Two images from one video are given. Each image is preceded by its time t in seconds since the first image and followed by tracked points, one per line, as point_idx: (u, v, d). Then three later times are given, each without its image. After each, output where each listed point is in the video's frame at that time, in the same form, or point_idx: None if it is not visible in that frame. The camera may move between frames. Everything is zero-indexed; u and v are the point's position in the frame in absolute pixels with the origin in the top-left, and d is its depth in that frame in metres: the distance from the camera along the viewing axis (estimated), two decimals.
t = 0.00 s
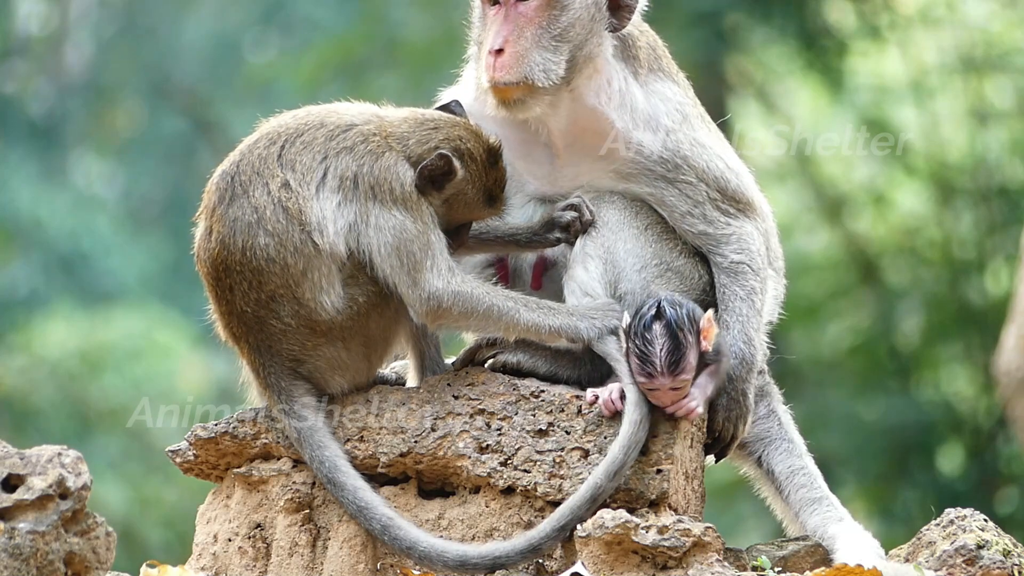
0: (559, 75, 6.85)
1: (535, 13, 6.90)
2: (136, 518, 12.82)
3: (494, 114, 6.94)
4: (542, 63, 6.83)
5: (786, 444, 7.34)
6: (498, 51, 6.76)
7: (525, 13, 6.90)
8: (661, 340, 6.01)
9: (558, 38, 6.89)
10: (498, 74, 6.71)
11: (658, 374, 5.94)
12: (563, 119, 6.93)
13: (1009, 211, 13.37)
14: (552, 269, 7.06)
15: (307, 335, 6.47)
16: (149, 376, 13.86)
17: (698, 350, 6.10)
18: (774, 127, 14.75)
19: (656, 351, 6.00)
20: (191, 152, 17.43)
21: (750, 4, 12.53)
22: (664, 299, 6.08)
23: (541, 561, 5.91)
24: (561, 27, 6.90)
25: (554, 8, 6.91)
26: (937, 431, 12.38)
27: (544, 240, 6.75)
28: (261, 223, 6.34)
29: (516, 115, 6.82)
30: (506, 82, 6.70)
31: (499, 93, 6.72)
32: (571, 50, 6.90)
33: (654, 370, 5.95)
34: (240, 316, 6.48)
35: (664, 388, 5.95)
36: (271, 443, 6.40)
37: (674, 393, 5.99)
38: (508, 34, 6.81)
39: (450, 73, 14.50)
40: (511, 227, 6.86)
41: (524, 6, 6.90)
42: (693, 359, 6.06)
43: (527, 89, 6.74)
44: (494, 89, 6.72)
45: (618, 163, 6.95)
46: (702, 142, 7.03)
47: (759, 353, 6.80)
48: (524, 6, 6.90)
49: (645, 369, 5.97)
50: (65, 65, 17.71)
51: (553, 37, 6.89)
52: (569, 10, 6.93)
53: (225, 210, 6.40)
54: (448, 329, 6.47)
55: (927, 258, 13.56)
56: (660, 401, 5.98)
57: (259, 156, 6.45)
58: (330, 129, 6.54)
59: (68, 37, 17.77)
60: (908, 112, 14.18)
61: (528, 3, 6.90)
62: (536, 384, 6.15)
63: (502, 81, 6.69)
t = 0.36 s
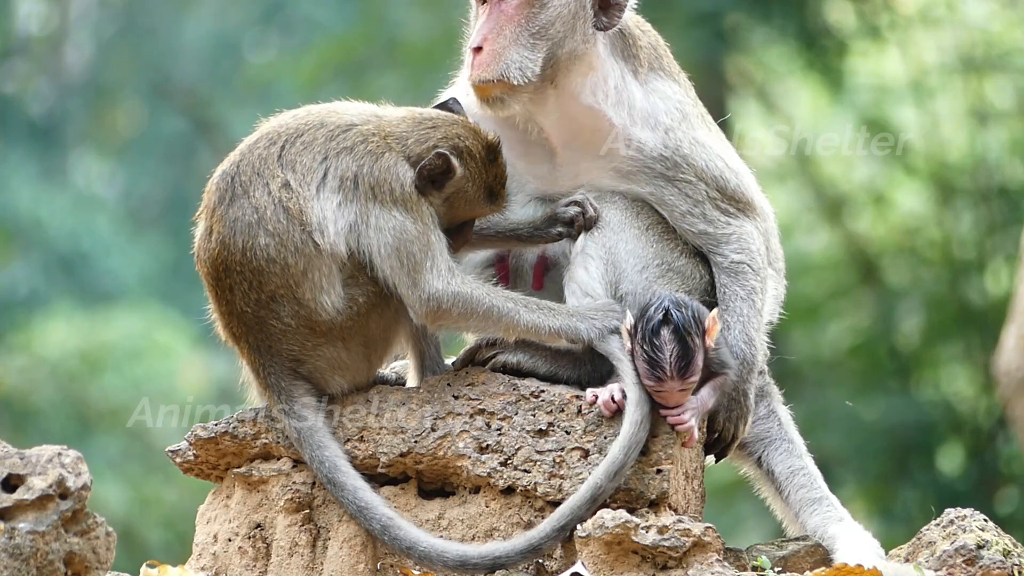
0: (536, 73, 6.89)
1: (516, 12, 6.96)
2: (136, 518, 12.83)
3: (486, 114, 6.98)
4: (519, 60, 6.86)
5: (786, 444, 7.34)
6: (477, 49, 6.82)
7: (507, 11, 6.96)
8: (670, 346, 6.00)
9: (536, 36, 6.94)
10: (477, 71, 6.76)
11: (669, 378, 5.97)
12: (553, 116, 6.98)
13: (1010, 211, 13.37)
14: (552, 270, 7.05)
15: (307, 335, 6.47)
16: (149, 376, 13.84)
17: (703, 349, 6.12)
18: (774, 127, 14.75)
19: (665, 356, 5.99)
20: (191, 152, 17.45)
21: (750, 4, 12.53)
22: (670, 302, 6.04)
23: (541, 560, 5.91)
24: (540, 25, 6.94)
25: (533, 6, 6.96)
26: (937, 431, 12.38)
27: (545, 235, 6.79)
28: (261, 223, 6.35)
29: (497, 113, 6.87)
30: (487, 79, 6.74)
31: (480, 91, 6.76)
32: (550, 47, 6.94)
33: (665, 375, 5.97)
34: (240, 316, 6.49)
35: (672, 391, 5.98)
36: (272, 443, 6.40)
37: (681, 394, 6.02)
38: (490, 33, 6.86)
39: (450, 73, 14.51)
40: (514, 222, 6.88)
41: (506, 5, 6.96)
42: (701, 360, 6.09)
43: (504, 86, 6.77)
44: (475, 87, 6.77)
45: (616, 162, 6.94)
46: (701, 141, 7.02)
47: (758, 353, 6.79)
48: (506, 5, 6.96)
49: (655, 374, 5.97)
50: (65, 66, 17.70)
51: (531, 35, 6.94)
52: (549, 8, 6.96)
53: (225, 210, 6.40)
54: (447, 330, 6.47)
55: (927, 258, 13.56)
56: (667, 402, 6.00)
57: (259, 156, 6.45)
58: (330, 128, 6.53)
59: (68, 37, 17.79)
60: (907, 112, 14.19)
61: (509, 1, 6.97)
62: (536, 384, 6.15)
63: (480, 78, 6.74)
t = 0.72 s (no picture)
0: (550, 76, 6.89)
1: (528, 14, 6.93)
2: (136, 518, 12.83)
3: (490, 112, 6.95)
4: (533, 63, 6.86)
5: (786, 444, 7.34)
6: (489, 52, 6.80)
7: (518, 12, 6.94)
8: (677, 350, 6.00)
9: (549, 38, 6.92)
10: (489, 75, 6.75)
11: (675, 384, 5.95)
12: (558, 117, 6.97)
13: (1010, 211, 13.36)
14: (552, 268, 7.04)
15: (306, 335, 6.47)
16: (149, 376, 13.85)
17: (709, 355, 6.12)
18: (774, 127, 14.75)
19: (672, 361, 5.99)
20: (191, 152, 17.45)
21: (750, 4, 12.53)
22: (675, 307, 6.07)
23: (541, 560, 5.91)
24: (552, 28, 6.93)
25: (545, 9, 6.93)
26: (937, 432, 12.39)
27: (549, 220, 6.75)
28: (261, 224, 6.34)
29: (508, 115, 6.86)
30: (499, 84, 6.74)
31: (491, 94, 6.76)
32: (562, 50, 6.93)
33: (672, 381, 5.95)
34: (240, 317, 6.49)
35: (678, 398, 5.96)
36: (271, 443, 6.40)
37: (686, 400, 6.00)
38: (501, 35, 6.84)
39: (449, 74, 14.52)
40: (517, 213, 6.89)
41: (517, 7, 6.94)
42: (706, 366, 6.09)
43: (517, 90, 6.77)
44: (487, 91, 6.76)
45: (618, 163, 6.95)
46: (701, 141, 7.03)
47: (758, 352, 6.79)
48: (517, 7, 6.94)
49: (662, 379, 5.96)
50: (65, 65, 17.70)
51: (544, 37, 6.92)
52: (561, 10, 6.94)
53: (225, 211, 6.40)
54: (446, 331, 6.47)
55: (927, 258, 13.56)
56: (672, 408, 5.98)
57: (259, 157, 6.45)
58: (330, 129, 6.53)
59: (68, 37, 17.79)
60: (907, 112, 14.19)
61: (521, 3, 6.94)
62: (536, 384, 6.15)
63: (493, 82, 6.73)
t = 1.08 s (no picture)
0: (565, 75, 6.85)
1: (543, 13, 6.91)
2: (136, 518, 12.83)
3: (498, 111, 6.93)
4: (548, 62, 6.82)
5: (786, 444, 7.34)
6: (504, 50, 6.75)
7: (531, 12, 6.90)
8: (672, 357, 6.00)
9: (564, 38, 6.89)
10: (505, 72, 6.70)
11: (667, 388, 5.96)
12: (567, 116, 6.94)
13: (1010, 210, 13.36)
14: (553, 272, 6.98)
15: (306, 334, 6.47)
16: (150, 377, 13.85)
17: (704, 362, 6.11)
18: (774, 127, 14.75)
19: (666, 367, 6.00)
20: (191, 152, 17.43)
21: (750, 4, 12.53)
22: (677, 313, 6.08)
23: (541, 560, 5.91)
24: (567, 27, 6.91)
25: (560, 8, 6.92)
26: (937, 432, 12.39)
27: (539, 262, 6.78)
28: (260, 222, 6.34)
29: (520, 114, 6.80)
30: (514, 82, 6.69)
31: (505, 92, 6.70)
32: (577, 50, 6.90)
33: (664, 385, 5.97)
34: (239, 315, 6.49)
35: (669, 400, 5.97)
36: (271, 443, 6.40)
37: (679, 403, 6.00)
38: (516, 33, 6.82)
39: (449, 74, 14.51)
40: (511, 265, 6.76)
41: (531, 6, 6.91)
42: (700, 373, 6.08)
43: (532, 88, 6.73)
44: (500, 89, 6.71)
45: (618, 164, 6.95)
46: (702, 142, 7.03)
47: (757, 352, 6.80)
48: (531, 6, 6.91)
49: (653, 382, 5.97)
50: (65, 65, 17.69)
51: (559, 37, 6.89)
52: (576, 10, 6.94)
53: (225, 209, 6.41)
54: (448, 329, 6.47)
55: (927, 258, 13.56)
56: (665, 409, 5.98)
57: (259, 156, 6.46)
58: (331, 129, 6.54)
59: (68, 37, 17.78)
60: (907, 112, 14.19)
61: (535, 3, 6.91)
62: (536, 384, 6.15)
63: (508, 80, 6.68)
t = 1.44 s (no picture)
0: (571, 72, 6.85)
1: (549, 10, 6.90)
2: (136, 519, 12.83)
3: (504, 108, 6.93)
4: (555, 59, 6.82)
5: (786, 444, 7.34)
6: (511, 46, 6.76)
7: (537, 9, 6.89)
8: (654, 310, 5.99)
9: (570, 36, 6.89)
10: (511, 68, 6.70)
11: (655, 343, 5.97)
12: (570, 116, 6.94)
13: (1010, 210, 13.36)
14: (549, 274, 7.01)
15: (306, 335, 6.47)
16: (150, 377, 13.86)
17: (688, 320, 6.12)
18: (774, 127, 14.75)
19: (650, 322, 5.99)
20: (191, 153, 17.42)
21: (750, 4, 12.53)
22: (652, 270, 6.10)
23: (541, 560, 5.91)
24: (574, 25, 6.91)
25: (567, 5, 6.91)
26: (937, 432, 12.39)
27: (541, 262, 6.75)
28: (260, 224, 6.34)
29: (525, 110, 6.80)
30: (521, 79, 6.69)
31: (511, 89, 6.70)
32: (582, 48, 6.90)
33: (652, 340, 5.97)
34: (240, 316, 6.49)
35: (658, 359, 6.00)
36: (271, 443, 6.40)
37: (668, 362, 6.02)
38: (523, 29, 6.81)
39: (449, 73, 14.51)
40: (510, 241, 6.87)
41: (537, 4, 6.89)
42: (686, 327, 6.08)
43: (537, 85, 6.72)
44: (505, 84, 6.70)
45: (618, 164, 6.96)
46: (703, 143, 7.03)
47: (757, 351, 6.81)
48: (537, 4, 6.89)
49: (641, 340, 5.99)
50: (65, 65, 17.69)
51: (566, 35, 6.89)
52: (583, 8, 6.94)
53: (225, 210, 6.40)
54: (445, 331, 6.48)
55: (927, 258, 13.56)
56: (653, 370, 6.01)
57: (260, 156, 6.45)
58: (331, 129, 6.53)
59: (68, 37, 17.79)
60: (907, 112, 14.19)
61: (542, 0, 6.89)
62: (536, 384, 6.15)
63: (514, 76, 6.68)
